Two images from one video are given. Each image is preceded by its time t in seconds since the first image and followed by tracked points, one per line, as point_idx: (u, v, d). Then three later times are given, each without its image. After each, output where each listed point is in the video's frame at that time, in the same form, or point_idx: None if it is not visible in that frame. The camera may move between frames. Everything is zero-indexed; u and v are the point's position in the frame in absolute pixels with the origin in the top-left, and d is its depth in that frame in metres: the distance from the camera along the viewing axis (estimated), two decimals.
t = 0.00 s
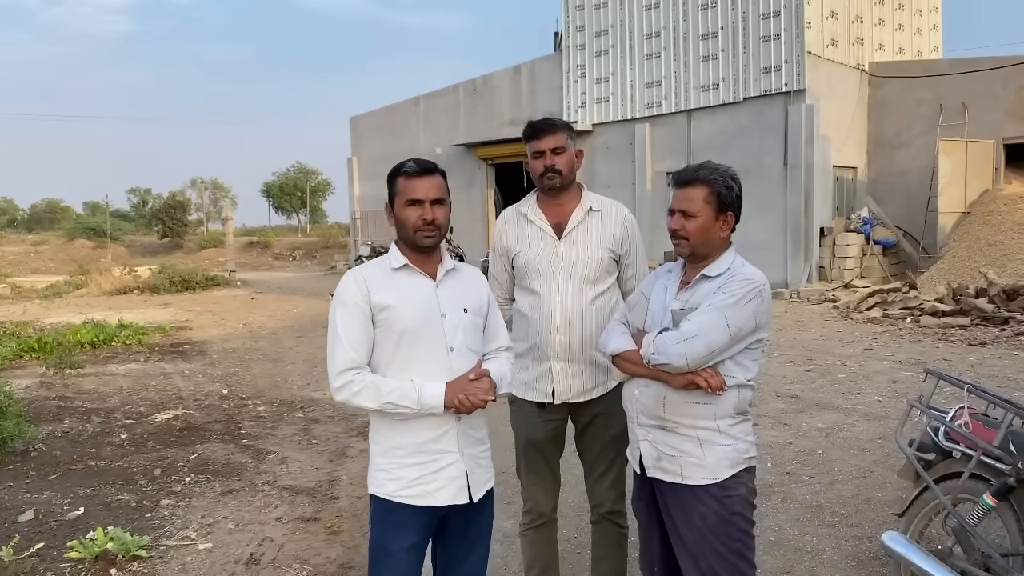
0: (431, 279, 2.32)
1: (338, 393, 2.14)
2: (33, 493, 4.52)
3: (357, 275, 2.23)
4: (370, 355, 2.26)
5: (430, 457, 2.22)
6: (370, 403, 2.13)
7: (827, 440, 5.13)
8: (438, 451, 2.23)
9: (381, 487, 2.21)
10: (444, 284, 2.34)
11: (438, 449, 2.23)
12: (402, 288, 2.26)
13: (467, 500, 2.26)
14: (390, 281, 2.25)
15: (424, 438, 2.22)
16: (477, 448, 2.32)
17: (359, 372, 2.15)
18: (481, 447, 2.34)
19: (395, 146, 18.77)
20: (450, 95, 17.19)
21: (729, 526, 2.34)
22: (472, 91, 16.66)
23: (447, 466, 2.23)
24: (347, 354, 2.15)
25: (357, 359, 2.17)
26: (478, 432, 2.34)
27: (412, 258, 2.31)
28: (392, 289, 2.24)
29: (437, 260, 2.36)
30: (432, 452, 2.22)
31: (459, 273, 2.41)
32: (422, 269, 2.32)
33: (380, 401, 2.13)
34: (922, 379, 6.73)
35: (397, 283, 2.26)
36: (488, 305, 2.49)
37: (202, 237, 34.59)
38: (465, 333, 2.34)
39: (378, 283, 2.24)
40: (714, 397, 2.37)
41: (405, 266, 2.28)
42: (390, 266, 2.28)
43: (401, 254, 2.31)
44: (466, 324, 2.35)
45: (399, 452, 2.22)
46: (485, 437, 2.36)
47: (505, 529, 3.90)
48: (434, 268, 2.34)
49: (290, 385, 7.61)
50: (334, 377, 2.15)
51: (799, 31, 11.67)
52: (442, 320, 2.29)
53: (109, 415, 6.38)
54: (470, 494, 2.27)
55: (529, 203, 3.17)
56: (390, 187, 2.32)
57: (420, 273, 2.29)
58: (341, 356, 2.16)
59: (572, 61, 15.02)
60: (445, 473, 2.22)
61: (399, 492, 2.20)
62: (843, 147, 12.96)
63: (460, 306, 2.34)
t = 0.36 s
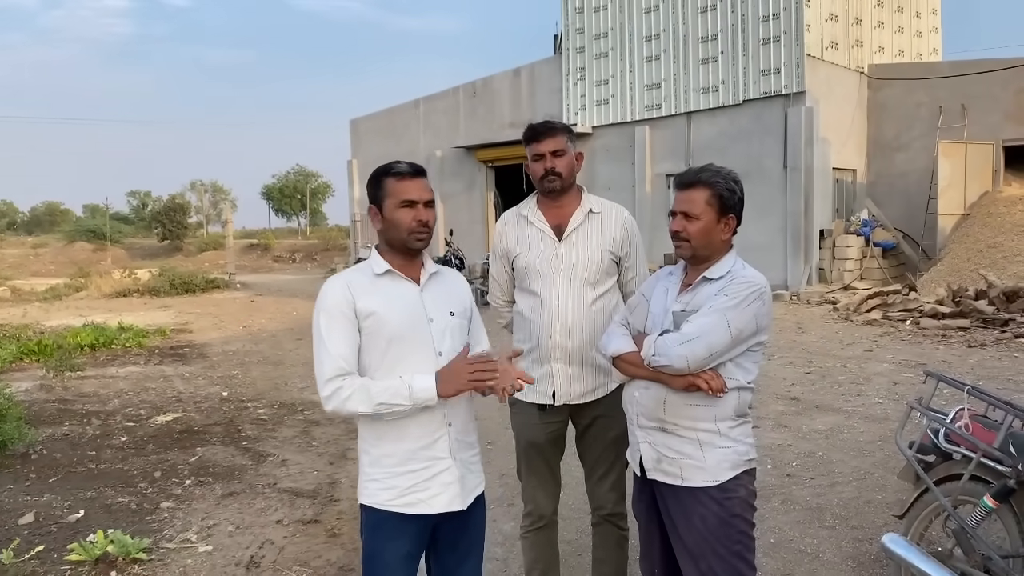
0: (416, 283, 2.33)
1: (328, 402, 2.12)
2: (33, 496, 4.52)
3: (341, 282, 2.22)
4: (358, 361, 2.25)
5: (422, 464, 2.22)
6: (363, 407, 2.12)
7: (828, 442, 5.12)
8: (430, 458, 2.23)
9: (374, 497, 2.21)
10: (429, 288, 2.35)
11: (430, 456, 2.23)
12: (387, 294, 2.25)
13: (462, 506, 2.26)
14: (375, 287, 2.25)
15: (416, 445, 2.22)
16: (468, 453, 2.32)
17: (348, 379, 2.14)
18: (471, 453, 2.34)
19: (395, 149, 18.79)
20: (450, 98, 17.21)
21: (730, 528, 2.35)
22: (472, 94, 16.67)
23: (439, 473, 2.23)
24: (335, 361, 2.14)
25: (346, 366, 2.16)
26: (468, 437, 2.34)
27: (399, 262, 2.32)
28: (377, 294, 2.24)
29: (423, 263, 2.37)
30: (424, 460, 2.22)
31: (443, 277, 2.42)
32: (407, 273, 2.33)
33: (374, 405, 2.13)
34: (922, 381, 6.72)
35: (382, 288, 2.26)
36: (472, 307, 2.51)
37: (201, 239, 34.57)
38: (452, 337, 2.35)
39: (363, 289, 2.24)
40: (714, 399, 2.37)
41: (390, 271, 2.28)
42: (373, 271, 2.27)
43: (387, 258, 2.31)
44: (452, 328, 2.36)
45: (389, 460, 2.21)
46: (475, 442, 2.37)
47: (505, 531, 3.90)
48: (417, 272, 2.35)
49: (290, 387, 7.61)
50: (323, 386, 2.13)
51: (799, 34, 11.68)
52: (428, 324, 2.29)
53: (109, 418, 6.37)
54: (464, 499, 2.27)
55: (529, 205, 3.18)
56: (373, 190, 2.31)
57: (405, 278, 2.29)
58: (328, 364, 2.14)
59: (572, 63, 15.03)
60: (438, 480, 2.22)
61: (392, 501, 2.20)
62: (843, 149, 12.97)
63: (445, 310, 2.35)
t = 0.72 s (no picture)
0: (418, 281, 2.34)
1: (369, 394, 2.07)
2: (34, 498, 4.52)
3: (349, 283, 2.21)
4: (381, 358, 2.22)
5: (430, 462, 2.22)
6: (406, 394, 2.12)
7: (828, 443, 5.13)
8: (440, 455, 2.24)
9: (381, 496, 2.20)
10: (430, 286, 2.36)
11: (440, 453, 2.24)
12: (396, 293, 2.26)
13: (469, 502, 2.28)
14: (384, 285, 2.25)
15: (425, 444, 2.22)
16: (471, 450, 2.35)
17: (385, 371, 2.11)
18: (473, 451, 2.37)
19: (395, 150, 18.80)
20: (450, 99, 17.23)
21: (731, 529, 2.35)
22: (472, 95, 16.69)
23: (447, 471, 2.24)
24: (368, 354, 2.11)
25: (378, 359, 2.13)
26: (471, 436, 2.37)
27: (396, 262, 2.32)
28: (389, 293, 2.24)
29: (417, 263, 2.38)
30: (432, 457, 2.23)
31: (439, 276, 2.43)
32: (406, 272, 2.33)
33: (415, 390, 2.13)
34: (922, 382, 6.73)
35: (391, 287, 2.26)
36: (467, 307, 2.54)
37: (202, 241, 34.57)
38: (457, 335, 2.38)
39: (374, 287, 2.23)
40: (714, 400, 2.38)
41: (394, 271, 2.29)
42: (378, 271, 2.27)
43: (382, 258, 2.31)
44: (456, 326, 2.39)
45: (398, 459, 2.21)
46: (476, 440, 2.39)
47: (505, 532, 3.90)
48: (415, 271, 2.36)
49: (290, 388, 7.62)
50: (359, 379, 2.07)
51: (799, 35, 11.69)
52: (436, 322, 2.31)
53: (109, 419, 6.37)
54: (470, 495, 2.29)
55: (529, 206, 3.18)
56: (359, 195, 2.30)
57: (409, 277, 2.31)
58: (358, 361, 2.10)
59: (572, 65, 15.04)
60: (446, 478, 2.24)
61: (400, 500, 2.19)
62: (843, 150, 12.97)
63: (448, 307, 2.38)
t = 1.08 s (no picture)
0: (418, 286, 2.33)
1: (346, 408, 2.10)
2: (34, 499, 4.52)
3: (344, 287, 2.21)
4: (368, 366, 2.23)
5: (424, 466, 2.22)
6: (384, 413, 2.13)
7: (828, 443, 5.13)
8: (435, 459, 2.23)
9: (377, 497, 2.21)
10: (431, 292, 2.35)
11: (435, 457, 2.23)
12: (392, 298, 2.25)
13: (464, 506, 2.27)
14: (379, 291, 2.25)
15: (420, 447, 2.22)
16: (470, 454, 2.33)
17: (364, 386, 2.13)
18: (473, 454, 2.35)
19: (396, 151, 18.80)
20: (450, 100, 17.23)
21: (732, 529, 2.35)
22: (472, 96, 16.69)
23: (443, 475, 2.24)
24: (350, 368, 2.13)
25: (360, 372, 2.15)
26: (471, 438, 2.35)
27: (397, 266, 2.31)
28: (383, 300, 2.24)
29: (424, 266, 2.37)
30: (426, 462, 2.22)
31: (443, 279, 2.41)
32: (409, 276, 2.33)
33: (394, 410, 2.14)
34: (922, 382, 6.73)
35: (386, 293, 2.25)
36: (472, 310, 2.51)
37: (202, 242, 34.56)
38: (456, 340, 2.36)
39: (367, 293, 2.23)
40: (716, 400, 2.38)
41: (393, 275, 2.28)
42: (377, 275, 2.27)
43: (385, 262, 2.31)
44: (456, 331, 2.37)
45: (392, 463, 2.22)
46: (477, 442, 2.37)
47: (505, 532, 3.90)
48: (417, 275, 2.35)
49: (290, 389, 7.63)
50: (338, 394, 2.11)
51: (799, 35, 11.69)
52: (433, 328, 2.30)
53: (110, 420, 6.38)
54: (466, 499, 2.28)
55: (528, 207, 3.19)
56: (365, 198, 2.31)
57: (408, 282, 2.30)
58: (344, 372, 2.13)
59: (572, 65, 15.04)
60: (441, 482, 2.23)
61: (396, 502, 2.20)
62: (843, 150, 12.97)
63: (448, 312, 2.36)
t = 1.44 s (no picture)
0: (417, 286, 2.33)
1: (340, 407, 2.11)
2: (34, 500, 4.52)
3: (342, 286, 2.21)
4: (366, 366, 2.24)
5: (423, 467, 2.21)
6: (377, 413, 2.13)
7: (828, 443, 5.13)
8: (434, 460, 2.23)
9: (375, 497, 2.21)
10: (431, 291, 2.34)
11: (435, 458, 2.23)
12: (391, 297, 2.25)
13: (463, 507, 2.27)
14: (377, 290, 2.25)
15: (419, 448, 2.22)
16: (470, 456, 2.32)
17: (359, 385, 2.13)
18: (473, 455, 2.34)
19: (396, 151, 18.80)
20: (450, 100, 17.23)
21: (736, 529, 2.35)
22: (472, 96, 16.69)
23: (441, 476, 2.23)
24: (345, 367, 2.13)
25: (356, 371, 2.15)
26: (471, 439, 2.35)
27: (398, 265, 2.31)
28: (381, 299, 2.24)
29: (424, 265, 2.37)
30: (425, 462, 2.22)
31: (443, 278, 2.41)
32: (408, 275, 2.32)
33: (387, 411, 2.14)
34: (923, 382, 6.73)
35: (384, 292, 2.25)
36: (473, 310, 2.50)
37: (202, 242, 34.54)
38: (456, 340, 2.36)
39: (366, 293, 2.23)
40: (721, 400, 2.38)
41: (391, 274, 2.28)
42: (376, 275, 2.27)
43: (386, 262, 2.30)
44: (456, 331, 2.36)
45: (391, 463, 2.22)
46: (478, 444, 2.37)
47: (505, 533, 3.90)
48: (417, 274, 2.34)
49: (291, 390, 7.62)
50: (333, 392, 2.12)
51: (799, 35, 11.69)
52: (432, 328, 2.30)
53: (110, 421, 6.37)
54: (465, 500, 2.27)
55: (528, 207, 3.18)
56: (371, 195, 2.30)
57: (407, 281, 2.29)
58: (339, 371, 2.13)
59: (572, 66, 15.04)
60: (440, 483, 2.23)
61: (395, 502, 2.20)
62: (843, 150, 12.97)
63: (448, 312, 2.36)
